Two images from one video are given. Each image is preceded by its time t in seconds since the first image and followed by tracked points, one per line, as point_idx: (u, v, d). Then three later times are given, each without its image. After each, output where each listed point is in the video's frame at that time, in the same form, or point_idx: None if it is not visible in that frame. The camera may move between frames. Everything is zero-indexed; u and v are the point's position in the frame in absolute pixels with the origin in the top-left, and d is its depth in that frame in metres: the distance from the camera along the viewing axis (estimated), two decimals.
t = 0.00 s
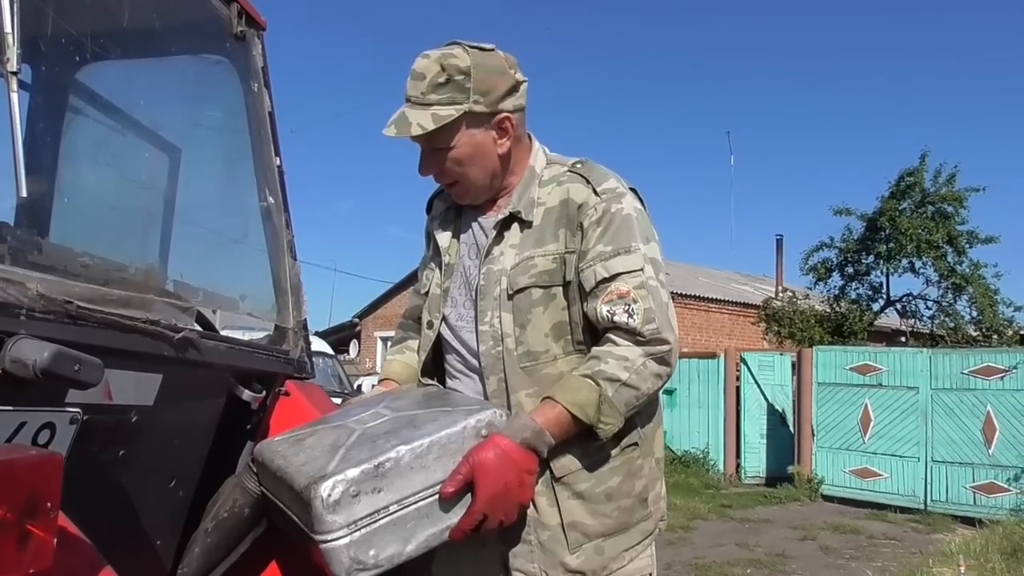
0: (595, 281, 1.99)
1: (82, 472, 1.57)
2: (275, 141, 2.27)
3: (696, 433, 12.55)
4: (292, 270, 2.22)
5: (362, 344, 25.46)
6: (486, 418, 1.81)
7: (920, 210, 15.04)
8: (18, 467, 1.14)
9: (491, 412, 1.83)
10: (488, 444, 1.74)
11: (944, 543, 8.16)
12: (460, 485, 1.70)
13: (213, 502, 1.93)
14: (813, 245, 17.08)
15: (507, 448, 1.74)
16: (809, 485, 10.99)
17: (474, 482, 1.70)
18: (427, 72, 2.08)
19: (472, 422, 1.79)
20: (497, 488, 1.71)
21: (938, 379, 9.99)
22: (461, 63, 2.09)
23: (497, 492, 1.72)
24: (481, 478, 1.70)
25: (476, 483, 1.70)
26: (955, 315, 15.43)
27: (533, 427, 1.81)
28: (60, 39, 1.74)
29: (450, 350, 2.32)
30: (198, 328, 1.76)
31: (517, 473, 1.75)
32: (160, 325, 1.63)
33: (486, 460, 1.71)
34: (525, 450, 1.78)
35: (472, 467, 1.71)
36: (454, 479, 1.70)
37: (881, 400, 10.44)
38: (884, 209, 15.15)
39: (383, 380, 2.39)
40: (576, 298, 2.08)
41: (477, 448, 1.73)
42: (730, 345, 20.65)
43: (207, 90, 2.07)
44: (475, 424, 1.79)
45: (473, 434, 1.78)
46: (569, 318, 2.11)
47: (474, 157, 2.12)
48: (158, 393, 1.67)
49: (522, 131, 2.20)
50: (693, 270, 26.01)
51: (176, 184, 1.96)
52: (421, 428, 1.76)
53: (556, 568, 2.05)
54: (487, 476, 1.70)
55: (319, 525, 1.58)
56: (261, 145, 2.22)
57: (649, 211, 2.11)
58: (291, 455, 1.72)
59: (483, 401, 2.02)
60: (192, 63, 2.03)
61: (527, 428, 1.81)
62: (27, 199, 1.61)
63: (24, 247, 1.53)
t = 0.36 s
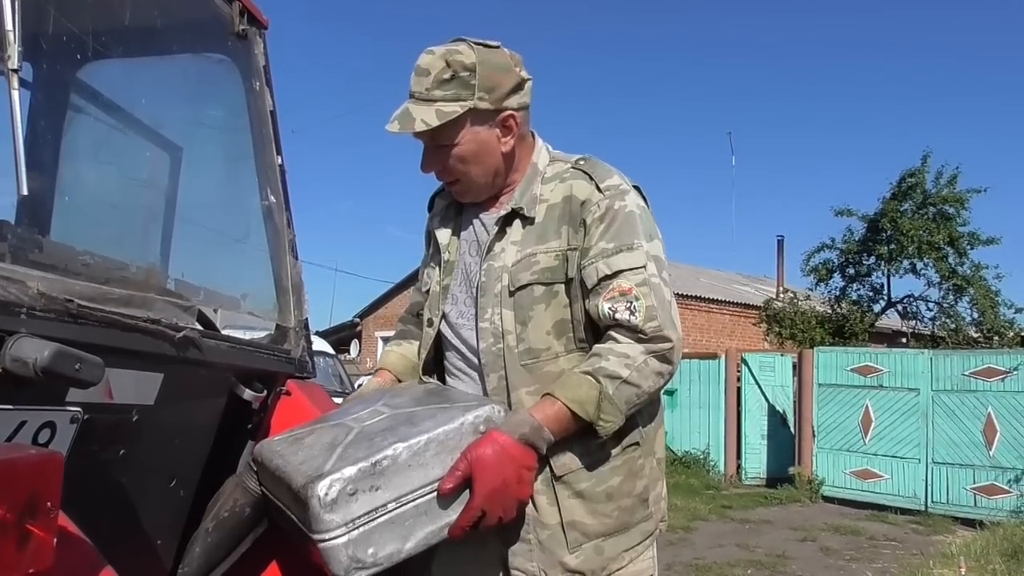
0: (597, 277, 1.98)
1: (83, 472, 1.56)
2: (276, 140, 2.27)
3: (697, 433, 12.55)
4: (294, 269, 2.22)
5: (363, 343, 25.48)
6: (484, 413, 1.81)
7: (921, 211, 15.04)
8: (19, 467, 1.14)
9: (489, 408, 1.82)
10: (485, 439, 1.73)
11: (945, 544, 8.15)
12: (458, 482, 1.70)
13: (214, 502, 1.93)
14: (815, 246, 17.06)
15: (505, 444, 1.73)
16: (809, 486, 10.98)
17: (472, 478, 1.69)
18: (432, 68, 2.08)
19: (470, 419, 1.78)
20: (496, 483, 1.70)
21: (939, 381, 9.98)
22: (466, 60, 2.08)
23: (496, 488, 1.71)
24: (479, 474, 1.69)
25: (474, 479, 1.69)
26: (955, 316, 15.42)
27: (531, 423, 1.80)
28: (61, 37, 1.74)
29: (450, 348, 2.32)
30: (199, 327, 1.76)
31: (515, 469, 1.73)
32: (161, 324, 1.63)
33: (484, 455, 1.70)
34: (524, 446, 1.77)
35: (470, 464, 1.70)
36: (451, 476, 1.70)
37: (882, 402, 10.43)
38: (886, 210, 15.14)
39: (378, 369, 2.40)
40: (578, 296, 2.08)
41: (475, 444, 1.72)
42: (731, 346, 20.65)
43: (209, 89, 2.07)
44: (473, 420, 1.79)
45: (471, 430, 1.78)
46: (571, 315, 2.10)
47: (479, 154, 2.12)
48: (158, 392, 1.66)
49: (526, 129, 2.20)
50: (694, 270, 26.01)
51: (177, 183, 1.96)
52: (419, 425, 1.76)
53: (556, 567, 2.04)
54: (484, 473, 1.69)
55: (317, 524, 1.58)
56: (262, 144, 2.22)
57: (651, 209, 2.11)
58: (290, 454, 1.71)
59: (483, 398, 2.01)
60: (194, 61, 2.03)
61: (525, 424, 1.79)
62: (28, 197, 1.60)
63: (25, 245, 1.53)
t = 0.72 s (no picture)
0: (594, 277, 1.98)
1: (83, 472, 1.57)
2: (276, 139, 2.27)
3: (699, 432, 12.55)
4: (294, 269, 2.22)
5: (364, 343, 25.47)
6: (483, 413, 1.81)
7: (923, 209, 15.02)
8: (19, 467, 1.14)
9: (489, 408, 1.82)
10: (485, 439, 1.72)
11: (947, 542, 8.15)
12: (458, 481, 1.69)
13: (215, 501, 1.93)
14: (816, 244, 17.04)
15: (505, 444, 1.72)
16: (811, 484, 10.97)
17: (471, 477, 1.69)
18: (466, 46, 2.11)
19: (469, 418, 1.78)
20: (495, 483, 1.69)
21: (940, 379, 9.97)
22: (499, 39, 2.14)
23: (496, 488, 1.70)
24: (478, 474, 1.68)
25: (474, 479, 1.69)
26: (957, 314, 15.40)
27: (530, 422, 1.80)
28: (60, 37, 1.74)
29: (448, 349, 2.32)
30: (199, 327, 1.76)
31: (515, 469, 1.73)
32: (161, 325, 1.63)
33: (483, 455, 1.70)
34: (523, 445, 1.77)
35: (469, 463, 1.69)
36: (451, 475, 1.69)
37: (883, 399, 10.42)
38: (886, 207, 15.13)
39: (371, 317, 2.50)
40: (576, 295, 2.08)
41: (475, 443, 1.72)
42: (732, 344, 20.64)
43: (208, 88, 2.07)
44: (472, 420, 1.79)
45: (471, 430, 1.78)
46: (569, 314, 2.10)
47: (515, 131, 2.15)
48: (159, 392, 1.67)
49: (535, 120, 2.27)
50: (695, 268, 26.01)
51: (178, 183, 1.96)
52: (418, 425, 1.76)
53: (554, 566, 2.04)
54: (483, 472, 1.68)
55: (316, 524, 1.58)
56: (262, 143, 2.22)
57: (648, 207, 2.11)
58: (290, 454, 1.71)
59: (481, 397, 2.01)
60: (194, 61, 2.03)
61: (524, 424, 1.79)
62: (27, 198, 1.60)
63: (25, 245, 1.52)
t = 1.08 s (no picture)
0: (594, 272, 1.99)
1: (83, 471, 1.57)
2: (275, 139, 2.27)
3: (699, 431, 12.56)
4: (294, 268, 2.23)
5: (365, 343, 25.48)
6: (482, 412, 1.81)
7: (922, 207, 15.02)
8: (20, 467, 1.14)
9: (487, 407, 1.83)
10: (484, 439, 1.72)
11: (947, 540, 8.15)
12: (456, 481, 1.70)
13: (215, 500, 1.93)
14: (816, 242, 17.02)
15: (503, 444, 1.73)
16: (811, 483, 10.98)
17: (470, 476, 1.69)
18: (478, 42, 2.11)
19: (468, 418, 1.79)
20: (494, 482, 1.70)
21: (940, 377, 9.98)
22: (510, 38, 2.15)
23: (493, 487, 1.71)
24: (476, 473, 1.69)
25: (472, 478, 1.69)
26: (957, 312, 15.40)
27: (529, 421, 1.80)
28: (60, 37, 1.75)
29: (446, 346, 2.32)
30: (199, 327, 1.76)
31: (513, 469, 1.73)
32: (161, 324, 1.64)
33: (482, 454, 1.70)
34: (522, 445, 1.77)
35: (468, 463, 1.70)
36: (450, 475, 1.70)
37: (883, 398, 10.43)
38: (886, 206, 15.13)
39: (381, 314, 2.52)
40: (575, 291, 2.08)
41: (473, 443, 1.72)
42: (732, 343, 20.65)
43: (208, 88, 2.07)
44: (471, 419, 1.79)
45: (469, 429, 1.78)
46: (568, 311, 2.10)
47: (521, 130, 2.17)
48: (159, 392, 1.67)
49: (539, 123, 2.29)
50: (695, 268, 26.01)
51: (177, 183, 1.96)
52: (417, 424, 1.76)
53: (550, 561, 2.05)
54: (482, 471, 1.69)
55: (314, 524, 1.58)
56: (262, 143, 2.22)
57: (648, 206, 2.12)
58: (289, 454, 1.71)
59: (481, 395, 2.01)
60: (194, 61, 2.03)
61: (522, 423, 1.79)
62: (26, 198, 1.60)
63: (24, 245, 1.53)
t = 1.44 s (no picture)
0: (593, 272, 1.99)
1: (84, 470, 1.57)
2: (275, 138, 2.27)
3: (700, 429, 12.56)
4: (293, 268, 2.23)
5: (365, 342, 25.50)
6: (481, 412, 1.81)
7: (923, 205, 15.03)
8: (21, 466, 1.15)
9: (486, 407, 1.83)
10: (483, 438, 1.73)
11: (947, 538, 8.15)
12: (455, 481, 1.70)
13: (215, 499, 1.93)
14: (816, 241, 17.01)
15: (502, 443, 1.74)
16: (811, 481, 10.99)
17: (469, 477, 1.70)
18: (493, 41, 2.12)
19: (467, 418, 1.79)
20: (492, 482, 1.70)
21: (941, 375, 9.98)
22: (524, 39, 2.16)
23: (492, 487, 1.71)
24: (475, 473, 1.69)
25: (471, 478, 1.69)
26: (957, 310, 15.41)
27: (527, 421, 1.81)
28: (60, 37, 1.75)
29: (445, 345, 2.32)
30: (199, 326, 1.76)
31: (512, 469, 1.74)
32: (161, 323, 1.64)
33: (481, 454, 1.70)
34: (521, 445, 1.78)
35: (467, 463, 1.70)
36: (448, 475, 1.70)
37: (883, 396, 10.44)
38: (886, 204, 15.13)
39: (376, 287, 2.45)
40: (575, 291, 2.08)
41: (472, 443, 1.73)
42: (733, 342, 20.66)
43: (208, 88, 2.07)
44: (470, 419, 1.80)
45: (468, 429, 1.79)
46: (568, 310, 2.11)
47: (530, 131, 2.18)
48: (159, 390, 1.67)
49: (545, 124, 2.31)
50: (696, 266, 26.03)
51: (177, 182, 1.96)
52: (416, 424, 1.76)
53: (546, 559, 2.05)
54: (481, 471, 1.69)
55: (313, 523, 1.58)
56: (262, 142, 2.22)
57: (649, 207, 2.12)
58: (288, 454, 1.72)
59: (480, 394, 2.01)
60: (194, 60, 2.03)
61: (521, 423, 1.80)
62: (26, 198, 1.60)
63: (24, 245, 1.53)
